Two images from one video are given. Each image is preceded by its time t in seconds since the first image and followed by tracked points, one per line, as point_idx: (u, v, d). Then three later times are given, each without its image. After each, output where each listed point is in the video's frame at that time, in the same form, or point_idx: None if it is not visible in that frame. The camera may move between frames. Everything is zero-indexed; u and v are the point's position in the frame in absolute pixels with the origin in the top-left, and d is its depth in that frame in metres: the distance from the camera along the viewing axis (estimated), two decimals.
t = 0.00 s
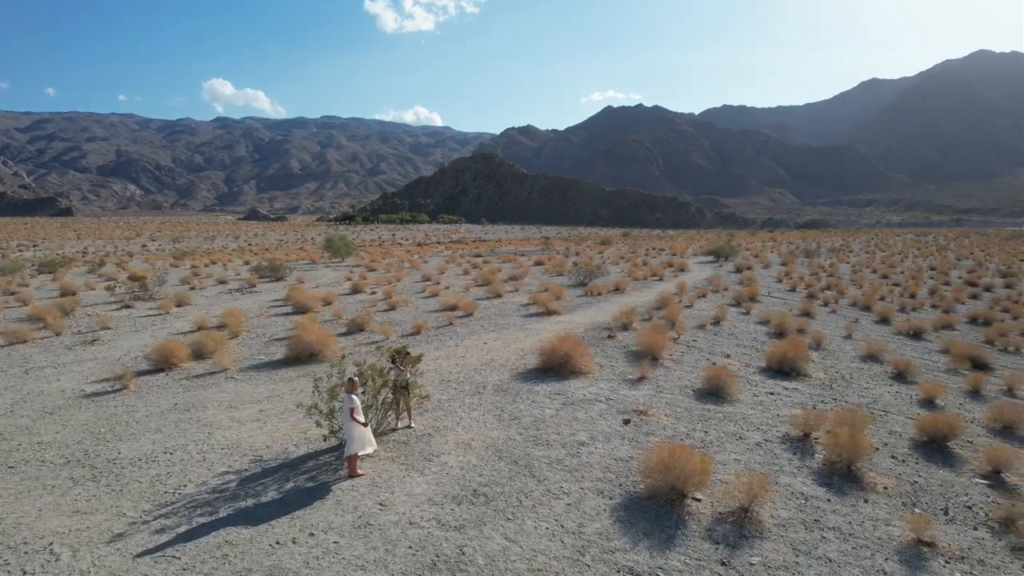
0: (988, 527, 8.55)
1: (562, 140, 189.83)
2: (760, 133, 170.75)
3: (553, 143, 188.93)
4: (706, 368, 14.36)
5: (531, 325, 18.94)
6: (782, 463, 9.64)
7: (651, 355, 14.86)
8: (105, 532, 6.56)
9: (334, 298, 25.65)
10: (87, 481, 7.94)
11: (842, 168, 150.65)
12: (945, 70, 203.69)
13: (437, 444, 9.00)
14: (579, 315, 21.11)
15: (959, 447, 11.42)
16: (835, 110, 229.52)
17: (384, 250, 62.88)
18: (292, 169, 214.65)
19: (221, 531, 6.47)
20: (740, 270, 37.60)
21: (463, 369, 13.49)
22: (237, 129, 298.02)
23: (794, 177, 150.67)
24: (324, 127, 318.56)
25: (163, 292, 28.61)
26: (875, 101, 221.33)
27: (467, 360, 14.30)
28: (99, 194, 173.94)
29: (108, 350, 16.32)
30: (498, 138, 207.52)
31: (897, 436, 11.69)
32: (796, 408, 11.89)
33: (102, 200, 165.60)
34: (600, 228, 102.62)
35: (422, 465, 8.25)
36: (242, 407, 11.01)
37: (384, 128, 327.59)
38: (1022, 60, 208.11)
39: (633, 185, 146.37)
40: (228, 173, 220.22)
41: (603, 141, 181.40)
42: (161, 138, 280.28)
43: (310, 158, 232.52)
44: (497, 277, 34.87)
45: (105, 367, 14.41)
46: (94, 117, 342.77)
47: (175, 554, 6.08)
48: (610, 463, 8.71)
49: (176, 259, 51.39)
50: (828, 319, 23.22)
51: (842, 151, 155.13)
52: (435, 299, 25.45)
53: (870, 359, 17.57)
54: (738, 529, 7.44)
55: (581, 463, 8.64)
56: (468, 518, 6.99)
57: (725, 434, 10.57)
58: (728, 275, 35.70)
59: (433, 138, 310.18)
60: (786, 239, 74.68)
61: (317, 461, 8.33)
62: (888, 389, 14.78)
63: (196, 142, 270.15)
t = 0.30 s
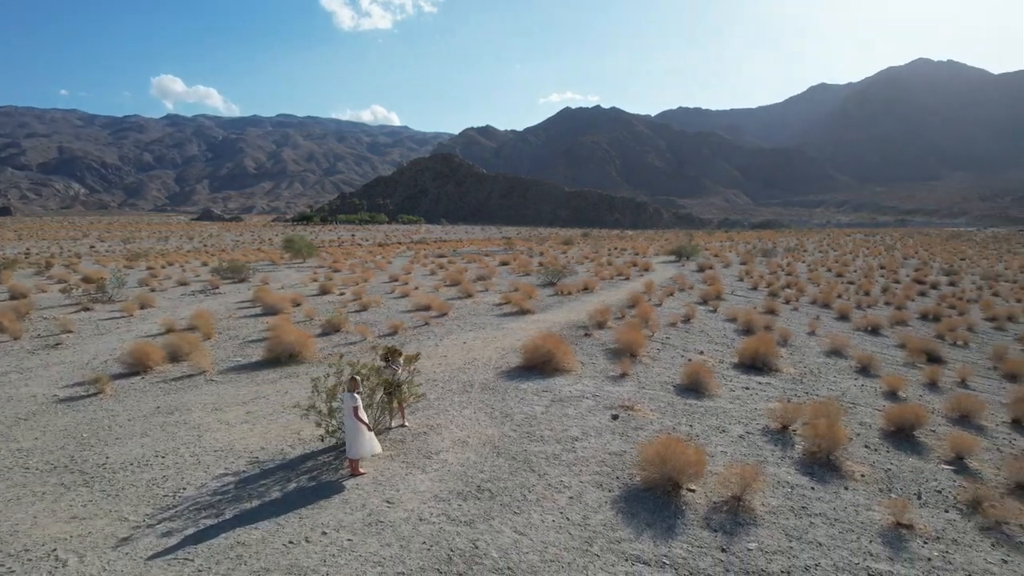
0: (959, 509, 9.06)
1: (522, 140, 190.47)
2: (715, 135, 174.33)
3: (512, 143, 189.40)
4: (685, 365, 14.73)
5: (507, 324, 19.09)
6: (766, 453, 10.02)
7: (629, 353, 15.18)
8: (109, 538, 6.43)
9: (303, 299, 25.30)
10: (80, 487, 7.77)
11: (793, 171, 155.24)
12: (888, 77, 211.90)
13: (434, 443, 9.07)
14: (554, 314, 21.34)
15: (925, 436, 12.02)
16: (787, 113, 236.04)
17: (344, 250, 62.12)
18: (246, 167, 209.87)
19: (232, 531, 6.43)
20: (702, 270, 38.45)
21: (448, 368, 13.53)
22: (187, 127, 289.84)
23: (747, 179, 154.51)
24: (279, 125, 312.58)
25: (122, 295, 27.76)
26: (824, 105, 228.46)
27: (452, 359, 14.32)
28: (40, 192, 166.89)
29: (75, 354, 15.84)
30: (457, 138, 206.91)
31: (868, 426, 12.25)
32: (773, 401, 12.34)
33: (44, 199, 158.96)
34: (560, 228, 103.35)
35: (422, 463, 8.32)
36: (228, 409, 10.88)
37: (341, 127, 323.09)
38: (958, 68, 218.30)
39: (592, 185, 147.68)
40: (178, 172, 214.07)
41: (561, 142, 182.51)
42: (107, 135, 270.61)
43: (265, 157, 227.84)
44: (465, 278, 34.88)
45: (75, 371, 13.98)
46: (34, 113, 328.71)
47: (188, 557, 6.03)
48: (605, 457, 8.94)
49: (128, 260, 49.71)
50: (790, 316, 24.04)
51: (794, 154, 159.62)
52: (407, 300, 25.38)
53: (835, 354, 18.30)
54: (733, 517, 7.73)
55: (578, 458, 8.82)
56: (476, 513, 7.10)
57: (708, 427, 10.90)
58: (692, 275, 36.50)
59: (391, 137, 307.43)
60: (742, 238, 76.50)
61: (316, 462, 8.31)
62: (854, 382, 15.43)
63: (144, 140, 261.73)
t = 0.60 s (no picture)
0: (928, 494, 9.59)
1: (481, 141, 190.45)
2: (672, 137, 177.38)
3: (472, 144, 189.25)
4: (664, 363, 15.11)
5: (482, 324, 19.21)
6: (748, 445, 10.40)
7: (607, 351, 15.47)
8: (115, 542, 6.34)
9: (271, 301, 24.92)
10: (74, 492, 7.61)
11: (747, 173, 159.18)
12: (836, 83, 219.12)
13: (430, 441, 9.13)
14: (529, 314, 21.54)
15: (893, 426, 12.62)
16: (740, 117, 241.90)
17: (305, 252, 61.25)
18: (199, 167, 204.50)
19: (242, 533, 6.42)
20: (666, 269, 39.21)
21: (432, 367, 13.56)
22: (136, 125, 280.81)
23: (703, 181, 157.75)
24: (233, 124, 305.53)
25: (79, 298, 26.84)
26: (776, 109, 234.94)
27: (433, 359, 14.37)
28: None
29: (41, 359, 15.36)
30: (416, 138, 205.62)
31: (839, 418, 12.79)
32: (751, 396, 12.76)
33: None
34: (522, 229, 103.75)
35: (421, 462, 8.39)
36: (214, 412, 10.73)
37: (297, 126, 317.66)
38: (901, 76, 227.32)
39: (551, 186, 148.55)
40: (126, 171, 207.17)
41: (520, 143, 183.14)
42: (49, 132, 260.06)
43: (218, 157, 222.56)
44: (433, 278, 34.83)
45: (45, 377, 13.57)
46: None
47: (200, 558, 6.01)
48: (599, 452, 9.16)
49: (78, 263, 47.95)
50: (755, 314, 24.76)
51: (748, 156, 163.69)
52: (378, 301, 25.24)
53: (801, 350, 18.95)
54: (726, 506, 8.04)
55: (573, 453, 9.04)
56: (482, 508, 7.22)
57: (691, 421, 11.25)
58: (656, 274, 37.21)
59: (349, 137, 304.78)
60: (701, 239, 78.19)
61: (315, 462, 8.31)
62: (821, 376, 16.06)
63: (89, 138, 252.45)
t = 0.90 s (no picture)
0: (901, 480, 10.10)
1: (442, 142, 189.72)
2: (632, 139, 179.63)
3: (433, 144, 188.40)
4: (642, 361, 15.48)
5: (460, 325, 19.29)
6: (730, 438, 10.77)
7: (586, 349, 15.75)
8: (121, 546, 6.26)
9: (241, 303, 24.48)
10: (69, 497, 7.47)
11: (705, 175, 162.38)
12: (789, 88, 225.51)
13: (426, 439, 9.22)
14: (503, 315, 21.71)
15: (863, 418, 13.20)
16: (698, 121, 246.52)
17: (266, 253, 60.11)
18: (150, 167, 198.62)
19: (252, 533, 6.44)
20: (633, 270, 39.84)
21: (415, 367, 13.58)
22: (82, 122, 271.02)
23: (662, 182, 160.36)
24: (186, 123, 297.78)
25: (37, 301, 25.92)
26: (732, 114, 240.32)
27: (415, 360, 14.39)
28: None
29: (8, 365, 14.90)
30: (376, 139, 203.66)
31: (813, 411, 13.28)
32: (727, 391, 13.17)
33: None
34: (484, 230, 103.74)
35: (421, 459, 8.46)
36: (202, 414, 10.62)
37: (253, 125, 311.37)
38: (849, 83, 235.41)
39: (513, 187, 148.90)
40: (73, 170, 199.75)
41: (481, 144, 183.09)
42: None
43: (171, 157, 216.69)
44: (402, 279, 34.63)
45: (13, 383, 13.17)
46: None
47: (214, 557, 6.02)
48: (592, 447, 9.41)
49: (27, 265, 46.19)
50: (723, 314, 25.35)
51: (705, 158, 167.02)
52: (352, 302, 25.04)
53: (770, 348, 19.53)
54: (718, 496, 8.36)
55: (567, 448, 9.26)
56: (487, 503, 7.35)
57: (675, 416, 11.57)
58: (623, 275, 37.78)
59: (307, 137, 299.99)
60: (661, 239, 79.41)
61: (314, 462, 8.32)
62: (790, 372, 16.66)
63: (32, 135, 242.55)
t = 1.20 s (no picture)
0: (877, 470, 10.58)
1: (405, 142, 188.46)
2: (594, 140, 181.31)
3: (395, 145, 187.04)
4: (623, 359, 15.81)
5: (437, 326, 19.33)
6: (714, 432, 11.12)
7: (566, 349, 15.98)
8: (130, 550, 6.21)
9: (211, 305, 23.98)
10: (62, 504, 7.31)
11: (665, 177, 165.03)
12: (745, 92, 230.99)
13: (424, 438, 9.28)
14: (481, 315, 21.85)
15: (835, 411, 13.74)
16: (658, 123, 250.50)
17: (227, 255, 58.86)
18: (100, 166, 192.30)
19: (263, 533, 6.43)
20: (601, 271, 40.35)
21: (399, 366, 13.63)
22: (27, 119, 260.68)
23: (623, 183, 162.41)
24: (138, 121, 289.19)
25: None
26: (691, 117, 244.76)
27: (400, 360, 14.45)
28: None
29: None
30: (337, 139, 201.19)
31: (788, 405, 13.75)
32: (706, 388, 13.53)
33: None
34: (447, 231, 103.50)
35: (419, 458, 8.54)
36: (190, 418, 10.46)
37: (209, 124, 304.26)
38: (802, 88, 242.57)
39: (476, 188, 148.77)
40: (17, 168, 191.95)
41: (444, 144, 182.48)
42: None
43: (123, 155, 209.90)
44: (372, 280, 34.39)
45: None
46: None
47: (227, 559, 6.00)
48: (585, 442, 9.62)
49: None
50: (693, 313, 25.92)
51: (665, 161, 169.76)
52: (325, 304, 24.80)
53: (740, 347, 20.09)
54: (709, 487, 8.65)
55: (563, 445, 9.43)
56: (491, 499, 7.48)
57: (660, 413, 11.86)
58: (591, 275, 38.21)
59: (265, 136, 294.50)
60: (624, 240, 80.39)
61: (313, 462, 8.33)
62: (762, 368, 17.18)
63: None
